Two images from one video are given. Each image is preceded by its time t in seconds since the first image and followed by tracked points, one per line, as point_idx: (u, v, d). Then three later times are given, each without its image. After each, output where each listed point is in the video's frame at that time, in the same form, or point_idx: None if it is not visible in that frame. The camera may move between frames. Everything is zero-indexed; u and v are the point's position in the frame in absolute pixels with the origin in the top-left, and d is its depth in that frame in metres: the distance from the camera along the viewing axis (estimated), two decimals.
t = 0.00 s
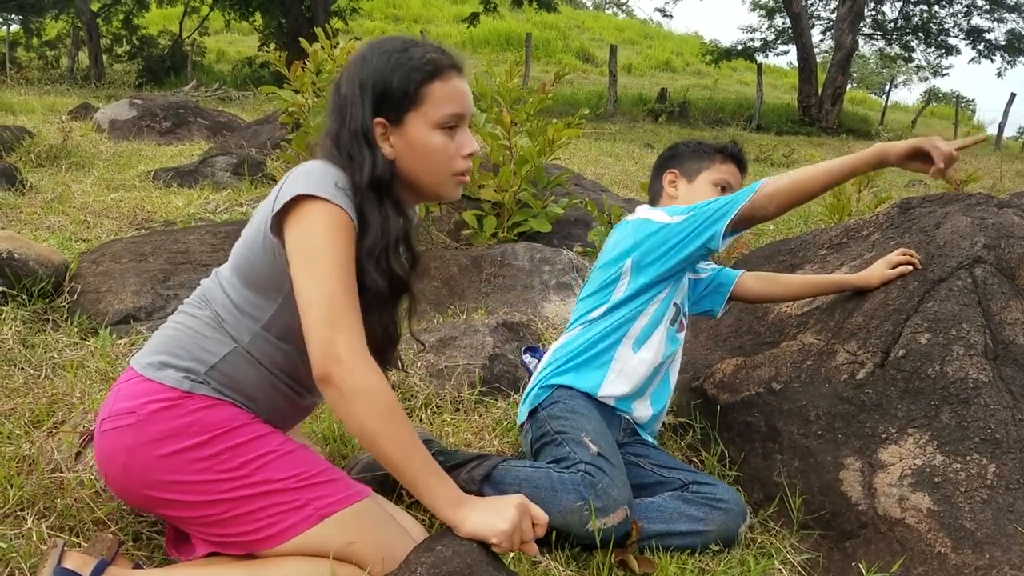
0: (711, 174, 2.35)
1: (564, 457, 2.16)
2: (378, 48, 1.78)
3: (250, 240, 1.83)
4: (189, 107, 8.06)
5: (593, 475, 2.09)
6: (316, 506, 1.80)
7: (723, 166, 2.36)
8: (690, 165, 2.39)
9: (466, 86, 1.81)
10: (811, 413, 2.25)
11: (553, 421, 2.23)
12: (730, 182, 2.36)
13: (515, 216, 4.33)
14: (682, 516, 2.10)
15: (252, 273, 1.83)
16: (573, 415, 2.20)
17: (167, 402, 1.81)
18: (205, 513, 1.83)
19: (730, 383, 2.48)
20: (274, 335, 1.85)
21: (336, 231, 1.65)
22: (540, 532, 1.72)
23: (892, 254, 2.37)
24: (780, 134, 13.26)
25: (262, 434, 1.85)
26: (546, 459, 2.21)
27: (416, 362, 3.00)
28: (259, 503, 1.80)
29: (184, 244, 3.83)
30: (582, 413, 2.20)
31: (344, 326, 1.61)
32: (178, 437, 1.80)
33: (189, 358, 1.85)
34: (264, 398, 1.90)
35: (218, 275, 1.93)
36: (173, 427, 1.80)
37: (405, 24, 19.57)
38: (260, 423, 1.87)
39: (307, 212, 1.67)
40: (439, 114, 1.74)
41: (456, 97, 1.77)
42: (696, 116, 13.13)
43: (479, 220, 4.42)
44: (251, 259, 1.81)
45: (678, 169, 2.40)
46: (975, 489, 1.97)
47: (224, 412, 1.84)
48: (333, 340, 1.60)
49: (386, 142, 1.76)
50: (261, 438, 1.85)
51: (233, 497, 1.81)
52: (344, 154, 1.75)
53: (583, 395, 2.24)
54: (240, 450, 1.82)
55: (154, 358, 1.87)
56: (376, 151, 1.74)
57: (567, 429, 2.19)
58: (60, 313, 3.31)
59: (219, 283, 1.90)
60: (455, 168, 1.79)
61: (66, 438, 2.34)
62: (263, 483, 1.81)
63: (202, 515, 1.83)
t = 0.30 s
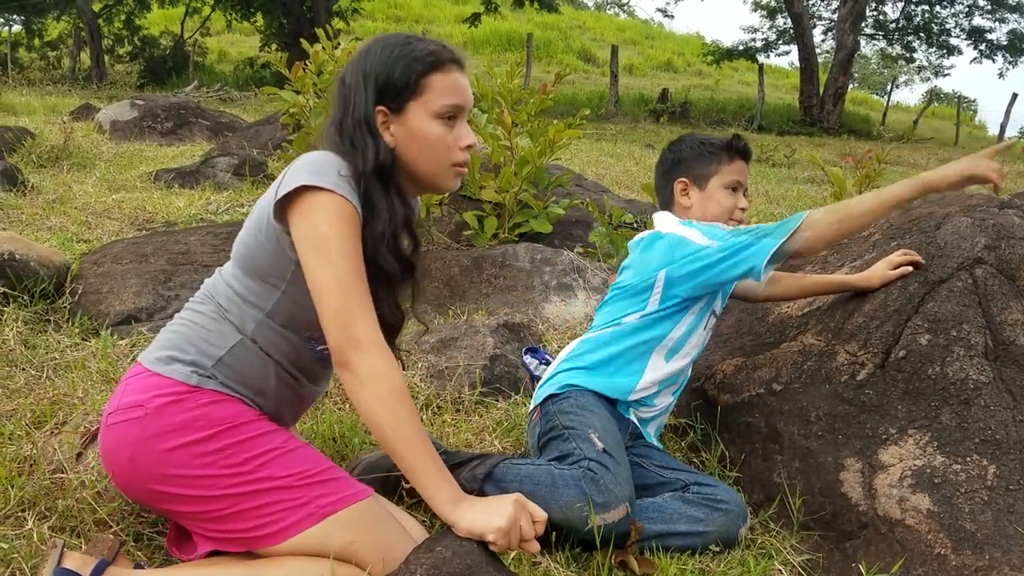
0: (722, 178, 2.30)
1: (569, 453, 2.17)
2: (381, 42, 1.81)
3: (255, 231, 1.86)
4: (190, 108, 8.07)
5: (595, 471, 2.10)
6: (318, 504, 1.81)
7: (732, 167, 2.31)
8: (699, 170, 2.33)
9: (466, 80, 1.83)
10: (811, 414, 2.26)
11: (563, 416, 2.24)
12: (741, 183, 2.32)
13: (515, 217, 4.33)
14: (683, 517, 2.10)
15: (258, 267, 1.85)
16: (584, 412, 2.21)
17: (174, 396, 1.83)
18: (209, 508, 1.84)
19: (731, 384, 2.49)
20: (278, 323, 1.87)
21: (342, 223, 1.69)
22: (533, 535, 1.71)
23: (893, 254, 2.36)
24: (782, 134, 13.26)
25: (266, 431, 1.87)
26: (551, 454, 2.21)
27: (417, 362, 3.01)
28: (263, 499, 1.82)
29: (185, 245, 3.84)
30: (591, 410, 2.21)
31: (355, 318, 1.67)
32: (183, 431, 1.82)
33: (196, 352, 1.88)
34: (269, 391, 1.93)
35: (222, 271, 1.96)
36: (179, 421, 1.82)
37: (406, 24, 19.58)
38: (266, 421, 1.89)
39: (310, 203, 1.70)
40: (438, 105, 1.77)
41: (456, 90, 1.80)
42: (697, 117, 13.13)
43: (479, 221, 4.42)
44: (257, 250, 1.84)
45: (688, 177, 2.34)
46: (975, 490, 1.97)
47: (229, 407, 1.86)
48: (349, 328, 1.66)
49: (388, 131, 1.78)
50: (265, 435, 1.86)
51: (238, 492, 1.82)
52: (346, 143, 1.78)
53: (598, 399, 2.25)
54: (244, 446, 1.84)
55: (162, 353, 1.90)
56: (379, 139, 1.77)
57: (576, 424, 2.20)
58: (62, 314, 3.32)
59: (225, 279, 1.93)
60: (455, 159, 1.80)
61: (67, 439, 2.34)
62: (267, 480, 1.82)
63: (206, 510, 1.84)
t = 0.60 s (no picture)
0: (721, 186, 2.28)
1: (567, 449, 2.17)
2: (390, 47, 1.82)
3: (259, 229, 1.87)
4: (191, 108, 8.07)
5: (596, 464, 2.10)
6: (320, 504, 1.81)
7: (730, 172, 2.29)
8: (697, 178, 2.31)
9: (474, 87, 1.84)
10: (811, 416, 2.23)
11: (558, 415, 2.25)
12: (740, 187, 2.31)
13: (515, 218, 4.34)
14: (682, 518, 2.10)
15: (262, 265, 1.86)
16: (578, 409, 2.23)
17: (178, 394, 1.84)
18: (211, 506, 1.84)
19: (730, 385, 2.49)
20: (281, 321, 1.88)
21: (347, 224, 1.70)
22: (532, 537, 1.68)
23: (892, 256, 2.37)
24: (782, 135, 13.26)
25: (269, 431, 1.87)
26: (550, 451, 2.21)
27: (417, 363, 3.01)
28: (264, 498, 1.82)
29: (185, 246, 3.84)
30: (586, 406, 2.23)
31: (360, 317, 1.67)
32: (187, 429, 1.82)
33: (200, 351, 1.88)
34: (273, 390, 1.93)
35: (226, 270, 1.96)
36: (182, 419, 1.82)
37: (407, 25, 19.60)
38: (269, 421, 1.89)
39: (314, 204, 1.71)
40: (446, 109, 1.77)
41: (464, 96, 1.80)
42: (698, 117, 13.13)
43: (479, 221, 4.43)
44: (262, 248, 1.85)
45: (686, 186, 2.32)
46: (975, 491, 1.97)
47: (234, 406, 1.87)
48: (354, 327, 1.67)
49: (396, 134, 1.78)
50: (267, 434, 1.87)
51: (239, 491, 1.82)
52: (356, 146, 1.79)
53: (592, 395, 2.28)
54: (246, 445, 1.84)
55: (166, 351, 1.90)
56: (387, 143, 1.77)
57: (571, 421, 2.21)
58: (62, 315, 3.32)
59: (229, 278, 1.93)
60: (464, 164, 1.81)
61: (67, 440, 2.35)
62: (269, 478, 1.82)
63: (208, 508, 1.85)
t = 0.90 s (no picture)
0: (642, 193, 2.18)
1: (565, 459, 2.18)
2: (406, 55, 1.84)
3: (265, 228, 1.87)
4: (191, 109, 8.08)
5: (594, 476, 2.10)
6: (319, 506, 1.81)
7: (656, 176, 2.16)
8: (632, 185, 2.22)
9: (486, 98, 1.86)
10: (811, 417, 2.23)
11: (554, 423, 2.25)
12: (665, 189, 2.16)
13: (515, 219, 4.34)
14: (682, 520, 2.11)
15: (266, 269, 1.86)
16: (574, 417, 2.22)
17: (178, 396, 1.84)
18: (210, 508, 1.84)
19: (730, 386, 2.49)
20: (284, 322, 1.87)
21: (359, 223, 1.70)
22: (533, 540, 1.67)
23: (892, 258, 2.37)
24: (783, 136, 13.27)
25: (268, 432, 1.87)
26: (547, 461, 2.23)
27: (417, 364, 3.01)
28: (264, 500, 1.82)
29: (185, 247, 3.84)
30: (581, 414, 2.23)
31: (365, 317, 1.67)
32: (186, 431, 1.82)
33: (200, 353, 1.88)
34: (273, 393, 1.93)
35: (227, 274, 1.96)
36: (182, 421, 1.82)
37: (408, 26, 19.61)
38: (268, 423, 1.89)
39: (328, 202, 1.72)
40: (459, 118, 1.78)
41: (476, 105, 1.82)
42: (698, 118, 13.13)
43: (479, 222, 4.43)
44: (267, 248, 1.86)
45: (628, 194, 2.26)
46: (975, 492, 1.97)
47: (233, 408, 1.87)
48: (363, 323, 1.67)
49: (409, 140, 1.79)
50: (267, 436, 1.86)
51: (239, 493, 1.82)
52: (368, 149, 1.79)
53: (585, 401, 2.27)
54: (247, 447, 1.84)
55: (166, 353, 1.90)
56: (400, 147, 1.78)
57: (568, 431, 2.21)
58: (62, 316, 3.32)
59: (229, 281, 1.93)
60: (472, 172, 1.82)
61: (67, 441, 2.35)
62: (269, 480, 1.82)
63: (208, 510, 1.84)
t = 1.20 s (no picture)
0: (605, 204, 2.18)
1: (565, 462, 2.19)
2: (423, 75, 1.86)
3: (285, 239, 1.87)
4: (191, 111, 8.09)
5: (594, 481, 2.10)
6: (316, 508, 1.82)
7: (615, 185, 2.15)
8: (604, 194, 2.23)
9: (500, 115, 1.88)
10: (811, 418, 2.23)
11: (554, 426, 2.25)
12: (623, 199, 2.15)
13: (515, 220, 4.34)
14: (681, 522, 2.11)
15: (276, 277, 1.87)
16: (574, 420, 2.23)
17: (175, 399, 1.84)
18: (208, 511, 1.84)
19: (729, 388, 2.49)
20: (304, 334, 1.89)
21: (387, 233, 1.69)
22: (538, 543, 1.70)
23: (891, 259, 2.37)
24: (783, 137, 13.27)
25: (266, 436, 1.87)
26: (546, 464, 2.23)
27: (416, 365, 3.01)
28: (262, 503, 1.82)
29: (185, 248, 3.84)
30: (582, 418, 2.23)
31: (382, 320, 1.65)
32: (184, 434, 1.82)
33: (201, 358, 1.87)
34: (275, 399, 1.94)
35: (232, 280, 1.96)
36: (180, 425, 1.82)
37: (409, 27, 19.63)
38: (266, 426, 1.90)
39: (361, 211, 1.70)
40: (474, 134, 1.80)
41: (491, 123, 1.84)
42: (698, 119, 13.14)
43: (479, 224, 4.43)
44: (280, 253, 1.86)
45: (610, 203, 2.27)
46: (975, 494, 1.97)
47: (230, 412, 1.87)
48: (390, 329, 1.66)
49: (424, 156, 1.80)
50: (264, 439, 1.87)
51: (236, 496, 1.82)
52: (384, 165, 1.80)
53: (584, 402, 2.28)
54: (244, 450, 1.84)
55: (167, 356, 1.89)
56: (416, 163, 1.79)
57: (568, 434, 2.21)
58: (62, 317, 3.32)
59: (233, 288, 1.93)
60: (485, 187, 1.84)
61: (67, 443, 2.35)
62: (266, 484, 1.82)
63: (206, 514, 1.84)
